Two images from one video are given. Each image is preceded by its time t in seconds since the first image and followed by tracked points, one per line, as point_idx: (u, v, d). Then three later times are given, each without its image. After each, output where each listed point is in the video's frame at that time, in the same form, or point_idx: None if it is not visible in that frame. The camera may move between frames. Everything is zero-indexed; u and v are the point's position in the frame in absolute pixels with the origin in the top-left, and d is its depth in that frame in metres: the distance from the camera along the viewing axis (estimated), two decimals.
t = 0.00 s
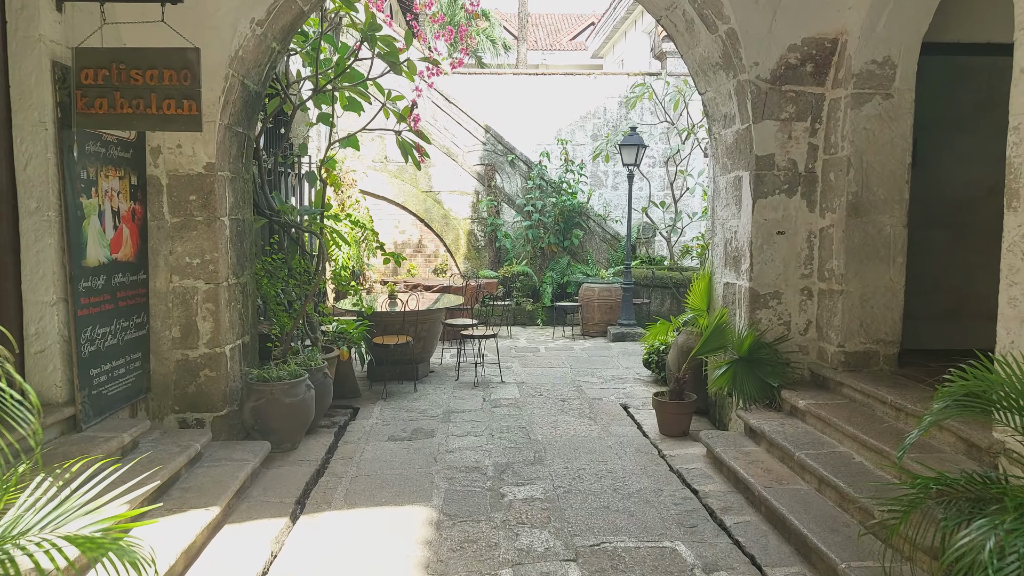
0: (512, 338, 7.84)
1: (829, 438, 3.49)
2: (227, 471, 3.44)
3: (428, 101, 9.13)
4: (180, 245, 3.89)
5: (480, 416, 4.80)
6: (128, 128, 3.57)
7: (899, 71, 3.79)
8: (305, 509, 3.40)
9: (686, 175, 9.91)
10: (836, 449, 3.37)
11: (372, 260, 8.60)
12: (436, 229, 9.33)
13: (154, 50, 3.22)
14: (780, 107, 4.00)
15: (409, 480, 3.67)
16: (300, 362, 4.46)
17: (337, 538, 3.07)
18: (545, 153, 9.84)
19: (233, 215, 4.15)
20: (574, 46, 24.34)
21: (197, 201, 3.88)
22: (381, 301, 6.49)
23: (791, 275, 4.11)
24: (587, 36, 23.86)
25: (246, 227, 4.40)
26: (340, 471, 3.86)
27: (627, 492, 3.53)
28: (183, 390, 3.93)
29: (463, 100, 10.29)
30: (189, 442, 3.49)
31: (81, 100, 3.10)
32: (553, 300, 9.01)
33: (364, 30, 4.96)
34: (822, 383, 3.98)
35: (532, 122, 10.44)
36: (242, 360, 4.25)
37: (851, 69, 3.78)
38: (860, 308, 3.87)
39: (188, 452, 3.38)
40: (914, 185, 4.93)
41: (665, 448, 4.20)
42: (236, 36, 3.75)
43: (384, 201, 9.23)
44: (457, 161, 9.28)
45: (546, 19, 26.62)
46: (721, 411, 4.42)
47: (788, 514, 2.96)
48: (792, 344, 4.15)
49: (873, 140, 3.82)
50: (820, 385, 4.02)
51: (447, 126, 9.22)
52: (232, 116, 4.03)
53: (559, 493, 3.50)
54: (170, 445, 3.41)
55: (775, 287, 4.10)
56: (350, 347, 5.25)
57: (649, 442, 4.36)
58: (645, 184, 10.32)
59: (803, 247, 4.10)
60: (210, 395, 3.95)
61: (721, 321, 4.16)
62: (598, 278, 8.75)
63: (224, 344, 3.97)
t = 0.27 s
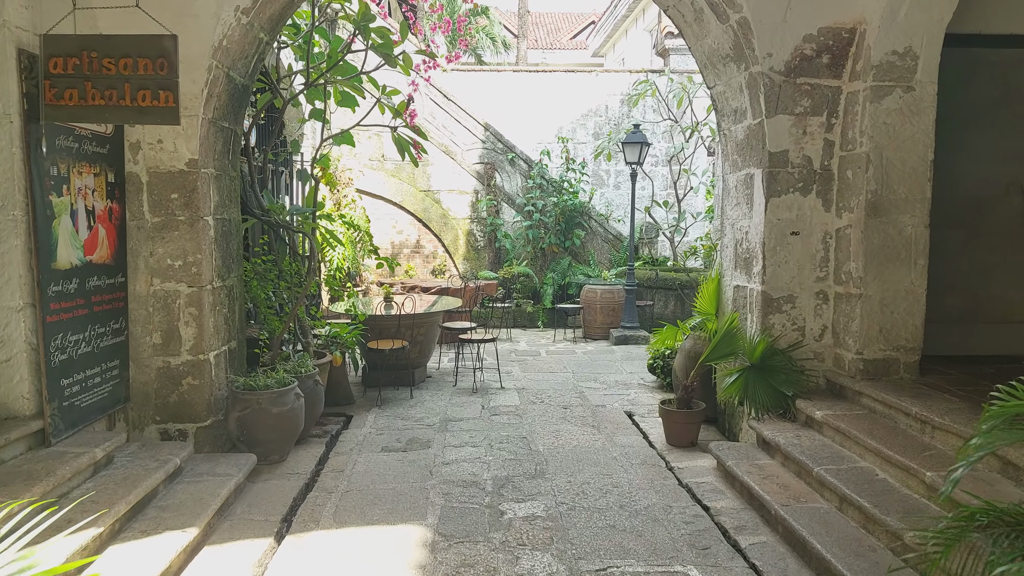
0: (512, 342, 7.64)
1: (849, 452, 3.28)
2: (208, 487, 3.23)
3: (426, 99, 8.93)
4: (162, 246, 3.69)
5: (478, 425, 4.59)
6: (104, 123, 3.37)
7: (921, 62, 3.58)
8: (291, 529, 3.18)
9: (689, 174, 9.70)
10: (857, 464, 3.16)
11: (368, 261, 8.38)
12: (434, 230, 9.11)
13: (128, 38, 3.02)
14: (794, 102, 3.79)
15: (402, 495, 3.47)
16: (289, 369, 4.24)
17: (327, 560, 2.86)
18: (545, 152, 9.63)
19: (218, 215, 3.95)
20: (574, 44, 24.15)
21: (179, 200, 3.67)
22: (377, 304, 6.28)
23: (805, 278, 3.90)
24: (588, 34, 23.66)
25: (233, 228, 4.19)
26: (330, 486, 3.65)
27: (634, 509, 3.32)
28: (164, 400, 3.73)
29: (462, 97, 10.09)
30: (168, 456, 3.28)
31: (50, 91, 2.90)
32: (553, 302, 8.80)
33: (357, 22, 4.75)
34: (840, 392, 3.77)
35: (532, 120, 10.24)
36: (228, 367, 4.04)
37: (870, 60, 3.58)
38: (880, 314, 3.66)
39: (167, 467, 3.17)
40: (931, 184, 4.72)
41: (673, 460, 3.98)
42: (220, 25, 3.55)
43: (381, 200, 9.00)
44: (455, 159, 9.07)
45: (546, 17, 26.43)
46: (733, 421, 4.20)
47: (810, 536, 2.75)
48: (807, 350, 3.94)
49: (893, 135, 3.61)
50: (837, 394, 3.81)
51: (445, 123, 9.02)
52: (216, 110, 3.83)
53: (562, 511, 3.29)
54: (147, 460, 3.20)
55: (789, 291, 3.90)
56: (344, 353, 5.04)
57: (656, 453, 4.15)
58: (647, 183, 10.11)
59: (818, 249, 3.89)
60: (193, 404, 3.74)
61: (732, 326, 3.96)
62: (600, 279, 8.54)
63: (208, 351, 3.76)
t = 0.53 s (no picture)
0: (514, 345, 7.45)
1: (876, 469, 3.09)
2: (195, 506, 3.04)
3: (426, 97, 8.74)
4: (148, 250, 3.50)
5: (480, 435, 4.40)
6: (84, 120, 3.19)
7: (949, 56, 3.40)
8: (284, 550, 2.99)
9: (694, 174, 9.52)
10: (885, 482, 2.97)
11: (367, 263, 8.19)
12: (434, 231, 8.93)
13: (108, 29, 2.84)
14: (813, 98, 3.61)
15: (402, 514, 3.28)
16: (284, 378, 4.06)
17: None
18: (547, 151, 9.44)
19: (208, 217, 3.76)
20: (575, 44, 23.99)
21: (166, 201, 3.49)
22: (376, 307, 6.09)
23: (825, 283, 3.72)
24: (588, 33, 23.49)
25: (224, 230, 4.01)
26: (325, 503, 3.46)
27: (647, 529, 3.14)
28: (151, 411, 3.54)
29: (462, 95, 9.91)
30: (153, 473, 3.09)
31: (24, 85, 2.72)
32: (556, 304, 8.61)
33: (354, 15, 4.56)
34: (861, 403, 3.59)
35: (534, 119, 10.06)
36: (219, 376, 3.85)
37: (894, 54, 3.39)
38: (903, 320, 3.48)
39: (150, 485, 2.98)
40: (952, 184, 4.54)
41: (686, 474, 3.80)
42: (209, 17, 3.36)
43: (380, 201, 8.81)
44: (456, 158, 8.90)
45: (546, 17, 26.25)
46: (748, 433, 4.02)
47: (839, 562, 2.57)
48: (826, 359, 3.76)
49: (918, 133, 3.43)
50: (858, 406, 3.63)
51: (446, 122, 8.84)
52: (206, 107, 3.64)
53: (571, 531, 3.10)
54: (130, 478, 3.01)
55: (808, 297, 3.72)
56: (341, 359, 4.86)
57: (667, 466, 3.96)
58: (652, 183, 9.93)
59: (838, 253, 3.71)
60: (182, 416, 3.56)
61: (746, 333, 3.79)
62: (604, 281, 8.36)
63: (197, 360, 3.57)
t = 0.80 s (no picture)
0: (520, 348, 7.27)
1: (914, 483, 2.90)
2: (189, 523, 2.85)
3: (428, 94, 8.55)
4: (140, 250, 3.31)
5: (488, 443, 4.22)
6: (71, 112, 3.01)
7: (986, 46, 3.22)
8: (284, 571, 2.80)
9: (702, 173, 9.35)
10: (924, 498, 2.79)
11: (368, 264, 8.01)
12: (437, 231, 8.74)
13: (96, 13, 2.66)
14: (841, 91, 3.43)
15: (409, 530, 3.09)
16: (283, 385, 3.87)
17: None
18: (552, 150, 9.26)
19: (204, 216, 3.57)
20: (575, 42, 23.83)
21: (159, 199, 3.30)
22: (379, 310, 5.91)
23: (852, 285, 3.54)
24: (589, 32, 23.32)
25: (221, 230, 3.82)
26: (328, 518, 3.27)
27: (670, 547, 2.95)
28: (143, 421, 3.35)
29: (465, 93, 9.73)
30: (144, 489, 2.90)
31: (5, 74, 2.62)
32: (561, 306, 8.43)
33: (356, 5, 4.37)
34: (893, 412, 3.41)
35: (538, 117, 9.88)
36: (215, 383, 3.67)
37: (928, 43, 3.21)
38: (936, 325, 3.30)
39: (142, 502, 2.79)
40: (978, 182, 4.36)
41: (706, 487, 3.61)
42: (204, 3, 3.18)
43: (381, 200, 8.62)
44: (459, 157, 8.71)
45: (547, 16, 26.08)
46: (770, 442, 3.83)
47: None
48: (853, 365, 3.57)
49: (954, 127, 3.25)
50: (889, 415, 3.44)
51: (448, 120, 8.66)
52: (201, 99, 3.45)
53: (589, 550, 2.92)
54: (120, 494, 2.82)
55: (835, 300, 3.53)
56: (343, 364, 4.67)
57: (686, 478, 3.78)
58: (658, 182, 9.75)
59: (867, 253, 3.52)
60: (175, 426, 3.37)
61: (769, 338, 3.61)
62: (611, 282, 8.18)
63: (191, 367, 3.39)
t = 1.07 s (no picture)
0: (523, 353, 7.12)
1: (944, 503, 2.75)
2: (180, 546, 2.70)
3: (429, 93, 8.41)
4: (130, 257, 3.17)
5: (493, 456, 4.06)
6: (56, 113, 2.86)
7: (1016, 42, 3.07)
8: None
9: (707, 174, 9.19)
10: (956, 519, 2.64)
11: (367, 267, 7.86)
12: (437, 233, 8.59)
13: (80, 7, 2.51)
14: (862, 89, 3.28)
15: (411, 552, 2.94)
16: (280, 396, 3.72)
17: None
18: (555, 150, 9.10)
19: (197, 220, 3.42)
20: (575, 41, 23.70)
21: (149, 203, 3.15)
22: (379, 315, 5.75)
23: (873, 292, 3.39)
24: (590, 32, 23.18)
25: (215, 235, 3.67)
26: (326, 538, 3.12)
27: (686, 570, 2.80)
28: (133, 436, 3.21)
29: (466, 93, 9.59)
30: (132, 510, 2.75)
31: None
32: (565, 309, 8.29)
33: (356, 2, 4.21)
34: (917, 426, 3.26)
35: (540, 117, 9.74)
36: (209, 395, 3.52)
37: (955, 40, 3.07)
38: (963, 334, 3.16)
39: (130, 524, 2.64)
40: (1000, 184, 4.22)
41: (721, 502, 3.46)
42: None
43: (381, 202, 8.48)
44: (460, 158, 8.56)
45: (547, 16, 25.92)
46: (787, 455, 3.68)
47: None
48: (875, 376, 3.43)
49: (982, 128, 3.10)
50: (912, 428, 3.29)
51: (449, 121, 8.51)
52: (194, 99, 3.30)
53: (601, 573, 2.77)
54: (106, 515, 2.67)
55: (856, 308, 3.39)
56: (343, 373, 4.52)
57: (699, 492, 3.63)
58: (662, 183, 9.60)
59: (889, 259, 3.38)
60: (167, 441, 3.22)
61: (786, 347, 3.47)
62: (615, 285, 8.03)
63: (183, 379, 3.24)
